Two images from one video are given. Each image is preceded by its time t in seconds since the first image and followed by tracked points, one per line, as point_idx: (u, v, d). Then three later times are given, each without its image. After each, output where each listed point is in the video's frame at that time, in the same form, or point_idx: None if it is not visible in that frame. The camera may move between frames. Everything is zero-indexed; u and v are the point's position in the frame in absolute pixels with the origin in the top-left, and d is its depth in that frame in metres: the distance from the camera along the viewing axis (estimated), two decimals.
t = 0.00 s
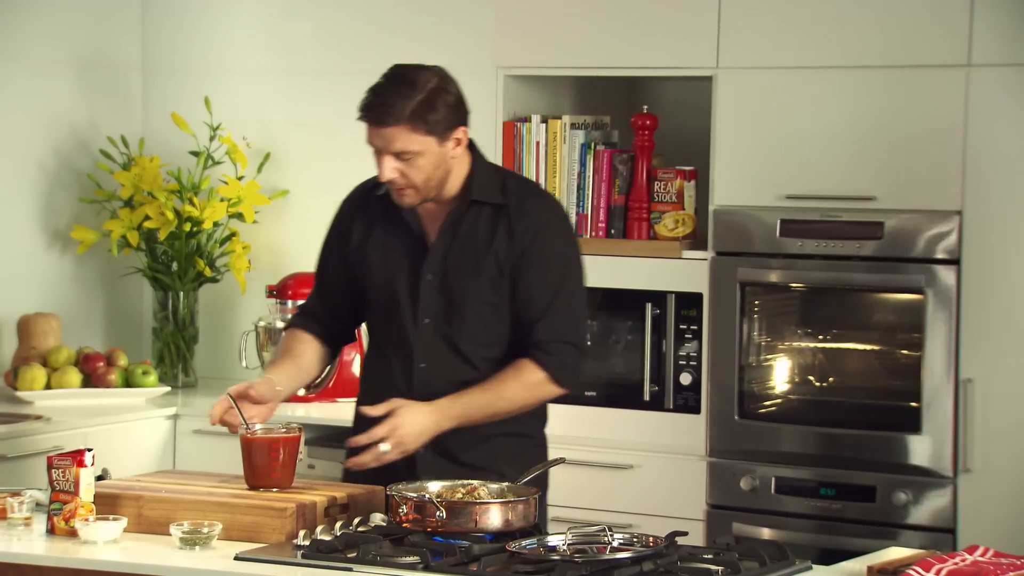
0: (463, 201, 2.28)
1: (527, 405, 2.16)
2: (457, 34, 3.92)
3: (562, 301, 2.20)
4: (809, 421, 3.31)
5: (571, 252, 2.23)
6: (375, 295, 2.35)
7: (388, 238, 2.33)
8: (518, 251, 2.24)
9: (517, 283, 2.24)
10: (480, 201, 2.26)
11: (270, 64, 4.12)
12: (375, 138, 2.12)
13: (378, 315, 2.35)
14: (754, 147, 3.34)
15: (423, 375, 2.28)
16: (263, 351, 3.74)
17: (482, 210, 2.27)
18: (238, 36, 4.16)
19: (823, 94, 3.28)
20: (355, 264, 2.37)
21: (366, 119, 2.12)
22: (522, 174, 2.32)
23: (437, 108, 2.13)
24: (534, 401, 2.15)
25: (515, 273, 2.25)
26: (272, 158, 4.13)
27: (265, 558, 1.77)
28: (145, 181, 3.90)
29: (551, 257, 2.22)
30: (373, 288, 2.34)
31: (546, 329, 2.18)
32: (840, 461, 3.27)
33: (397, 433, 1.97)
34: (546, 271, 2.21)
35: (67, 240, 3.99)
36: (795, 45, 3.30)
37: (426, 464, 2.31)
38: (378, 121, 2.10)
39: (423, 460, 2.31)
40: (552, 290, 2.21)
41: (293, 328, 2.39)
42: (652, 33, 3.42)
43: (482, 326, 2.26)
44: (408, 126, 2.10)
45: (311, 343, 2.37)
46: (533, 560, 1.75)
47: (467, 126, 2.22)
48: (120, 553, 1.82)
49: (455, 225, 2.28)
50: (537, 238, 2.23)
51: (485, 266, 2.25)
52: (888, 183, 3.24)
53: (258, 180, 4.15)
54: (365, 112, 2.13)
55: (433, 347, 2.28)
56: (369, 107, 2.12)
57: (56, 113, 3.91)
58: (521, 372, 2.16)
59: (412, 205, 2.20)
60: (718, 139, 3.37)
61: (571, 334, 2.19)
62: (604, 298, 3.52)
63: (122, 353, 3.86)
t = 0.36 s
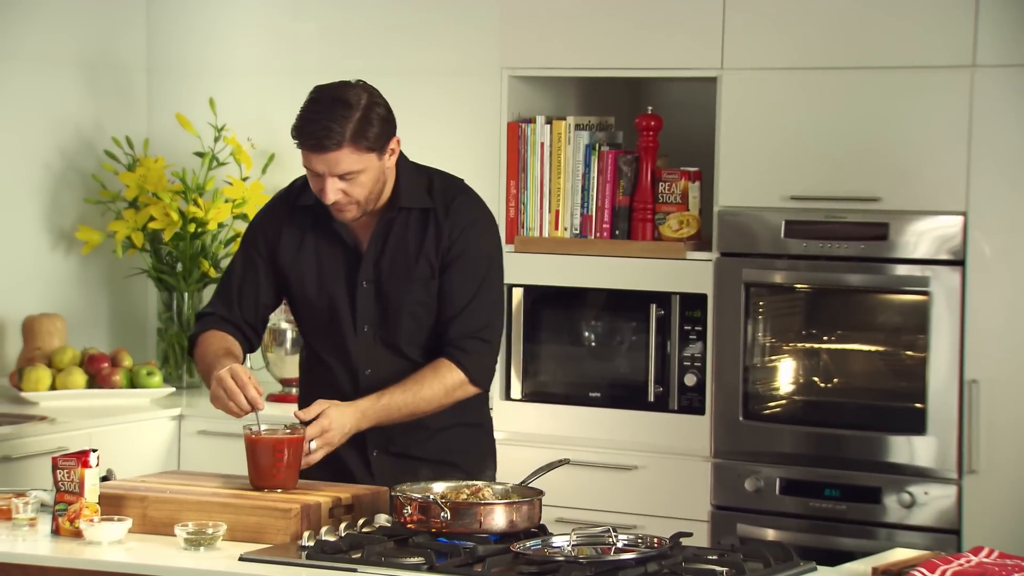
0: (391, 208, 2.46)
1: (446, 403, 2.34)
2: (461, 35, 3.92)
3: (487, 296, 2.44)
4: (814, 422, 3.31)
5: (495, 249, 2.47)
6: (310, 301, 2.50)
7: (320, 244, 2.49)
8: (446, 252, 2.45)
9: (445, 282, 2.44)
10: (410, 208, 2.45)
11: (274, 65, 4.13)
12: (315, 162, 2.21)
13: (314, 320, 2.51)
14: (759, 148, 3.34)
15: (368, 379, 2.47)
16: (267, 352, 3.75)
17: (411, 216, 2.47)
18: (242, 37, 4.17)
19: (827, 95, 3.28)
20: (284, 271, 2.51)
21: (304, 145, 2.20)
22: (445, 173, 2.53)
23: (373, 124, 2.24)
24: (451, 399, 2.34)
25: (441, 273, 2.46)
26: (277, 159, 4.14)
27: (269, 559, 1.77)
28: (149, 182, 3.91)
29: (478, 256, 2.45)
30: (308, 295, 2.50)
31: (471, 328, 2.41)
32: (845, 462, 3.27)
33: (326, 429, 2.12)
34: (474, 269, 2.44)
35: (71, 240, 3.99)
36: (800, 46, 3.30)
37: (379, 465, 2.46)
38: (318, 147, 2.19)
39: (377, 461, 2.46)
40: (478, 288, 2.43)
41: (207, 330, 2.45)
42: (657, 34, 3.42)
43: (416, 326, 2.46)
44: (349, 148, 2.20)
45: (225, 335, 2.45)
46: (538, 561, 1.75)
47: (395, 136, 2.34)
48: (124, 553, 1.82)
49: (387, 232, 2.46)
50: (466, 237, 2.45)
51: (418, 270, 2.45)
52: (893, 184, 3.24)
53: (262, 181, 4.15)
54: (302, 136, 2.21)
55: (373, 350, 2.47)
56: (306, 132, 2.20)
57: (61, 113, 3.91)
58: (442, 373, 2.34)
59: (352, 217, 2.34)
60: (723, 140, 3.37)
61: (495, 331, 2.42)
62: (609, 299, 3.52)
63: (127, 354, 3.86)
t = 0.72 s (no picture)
0: (380, 208, 2.47)
1: (440, 404, 2.36)
2: (467, 35, 3.92)
3: (475, 296, 2.46)
4: (819, 423, 3.31)
5: (483, 250, 2.49)
6: (297, 301, 2.50)
7: (307, 244, 2.49)
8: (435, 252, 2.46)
9: (434, 282, 2.46)
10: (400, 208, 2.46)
11: (280, 65, 4.13)
12: (309, 162, 2.21)
13: (301, 321, 2.51)
14: (764, 148, 3.34)
15: (357, 380, 2.47)
16: (273, 352, 3.80)
17: (400, 216, 2.47)
18: (248, 38, 4.17)
19: (833, 96, 3.28)
20: (269, 270, 2.51)
21: (298, 145, 2.20)
22: (432, 172, 2.55)
23: (367, 124, 2.24)
24: (443, 399, 2.36)
25: (429, 273, 2.47)
26: (282, 159, 4.14)
27: (275, 559, 1.77)
28: (155, 181, 3.92)
29: (467, 256, 2.48)
30: (296, 295, 2.50)
31: (461, 329, 2.43)
32: (851, 462, 3.27)
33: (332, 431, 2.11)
34: (463, 270, 2.47)
35: (77, 240, 4.00)
36: (806, 46, 3.29)
37: (366, 466, 2.46)
38: (311, 147, 2.19)
39: (366, 461, 2.46)
40: (465, 288, 2.46)
41: (199, 336, 2.45)
42: (663, 33, 3.42)
43: (406, 327, 2.46)
44: (342, 148, 2.20)
45: (216, 340, 2.45)
46: (543, 560, 1.75)
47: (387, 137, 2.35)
48: (130, 552, 1.83)
49: (376, 232, 2.47)
50: (455, 237, 2.47)
51: (407, 271, 2.46)
52: (899, 184, 3.23)
53: (268, 180, 4.16)
54: (295, 137, 2.20)
55: (362, 351, 2.47)
56: (299, 132, 2.20)
57: (67, 113, 3.92)
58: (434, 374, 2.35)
59: (342, 217, 2.33)
60: (729, 140, 3.37)
61: (484, 331, 2.44)
62: (614, 299, 3.51)
63: (132, 353, 3.87)
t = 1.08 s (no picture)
0: (381, 211, 2.47)
1: (441, 407, 2.36)
2: (468, 34, 3.92)
3: (475, 300, 2.47)
4: (820, 422, 3.30)
5: (484, 254, 2.50)
6: (297, 302, 2.50)
7: (308, 245, 2.49)
8: (435, 256, 2.47)
9: (435, 285, 2.46)
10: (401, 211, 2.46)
11: (281, 65, 4.13)
12: (311, 164, 2.20)
13: (301, 322, 2.51)
14: (765, 148, 3.34)
15: (357, 382, 2.47)
16: (274, 351, 3.80)
17: (401, 218, 2.48)
18: (249, 37, 4.17)
19: (834, 95, 3.28)
20: (268, 271, 2.50)
21: (300, 147, 2.19)
22: (433, 176, 2.55)
23: (370, 126, 2.25)
24: (445, 402, 2.36)
25: (430, 277, 2.47)
26: (283, 158, 4.14)
27: (276, 558, 1.77)
28: (156, 181, 3.92)
29: (468, 261, 2.48)
30: (296, 297, 2.50)
31: (461, 333, 2.43)
32: (853, 462, 3.27)
33: (335, 432, 2.12)
34: (464, 274, 2.47)
35: (78, 240, 4.00)
36: (807, 46, 3.29)
37: (366, 467, 2.46)
38: (314, 149, 2.18)
39: (366, 463, 2.46)
40: (466, 293, 2.46)
41: (201, 337, 2.45)
42: (664, 33, 3.42)
43: (406, 330, 2.47)
44: (345, 150, 2.20)
45: (219, 341, 2.44)
46: (545, 560, 1.75)
47: (389, 140, 2.36)
48: (131, 552, 1.83)
49: (378, 235, 2.47)
50: (456, 242, 2.48)
51: (408, 274, 2.46)
52: (900, 184, 3.23)
53: (269, 180, 4.16)
54: (298, 138, 2.20)
55: (362, 354, 2.47)
56: (302, 134, 2.19)
57: (69, 113, 3.92)
58: (435, 377, 2.36)
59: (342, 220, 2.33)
60: (730, 139, 3.37)
61: (484, 335, 2.45)
62: (615, 298, 3.51)
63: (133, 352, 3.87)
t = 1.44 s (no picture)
0: (387, 210, 2.47)
1: (445, 406, 2.36)
2: (468, 33, 3.92)
3: (479, 301, 2.47)
4: (819, 421, 3.30)
5: (489, 256, 2.50)
6: (302, 299, 2.50)
7: (314, 243, 2.49)
8: (441, 256, 2.47)
9: (440, 285, 2.46)
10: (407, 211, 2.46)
11: (281, 63, 4.13)
12: (318, 159, 2.20)
13: (305, 319, 2.50)
14: (765, 146, 3.34)
15: (359, 381, 2.47)
16: (274, 350, 3.80)
17: (408, 218, 2.47)
18: (249, 36, 4.17)
19: (834, 94, 3.27)
20: (274, 268, 2.50)
21: (307, 141, 2.20)
22: (441, 176, 2.55)
23: (378, 123, 2.25)
24: (449, 402, 2.36)
25: (435, 277, 2.47)
26: (283, 157, 4.14)
27: (276, 557, 1.77)
28: (156, 179, 3.92)
29: (474, 262, 2.48)
30: (300, 294, 2.50)
31: (466, 333, 2.43)
32: (852, 460, 3.27)
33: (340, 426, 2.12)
34: (469, 275, 2.47)
35: (78, 238, 4.00)
36: (807, 44, 3.29)
37: (368, 466, 2.46)
38: (321, 143, 2.19)
39: (367, 463, 2.46)
40: (471, 293, 2.46)
41: (205, 331, 2.45)
42: (664, 32, 3.42)
43: (410, 329, 2.47)
44: (352, 145, 2.21)
45: (224, 334, 2.44)
46: (545, 558, 1.75)
47: (396, 139, 2.36)
48: (130, 550, 1.83)
49: (383, 234, 2.47)
50: (462, 242, 2.48)
51: (413, 273, 2.46)
52: (900, 182, 3.23)
53: (268, 178, 4.15)
54: (306, 132, 2.20)
55: (365, 352, 2.47)
56: (310, 128, 2.20)
57: (69, 112, 3.92)
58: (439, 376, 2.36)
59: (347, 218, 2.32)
60: (729, 138, 3.37)
61: (488, 336, 2.45)
62: (614, 296, 3.51)
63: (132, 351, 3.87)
